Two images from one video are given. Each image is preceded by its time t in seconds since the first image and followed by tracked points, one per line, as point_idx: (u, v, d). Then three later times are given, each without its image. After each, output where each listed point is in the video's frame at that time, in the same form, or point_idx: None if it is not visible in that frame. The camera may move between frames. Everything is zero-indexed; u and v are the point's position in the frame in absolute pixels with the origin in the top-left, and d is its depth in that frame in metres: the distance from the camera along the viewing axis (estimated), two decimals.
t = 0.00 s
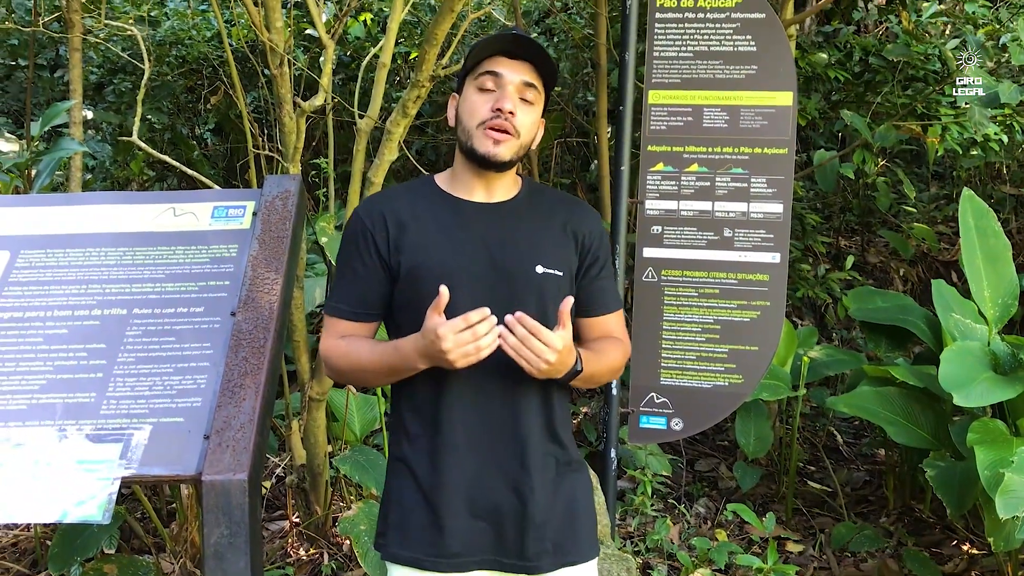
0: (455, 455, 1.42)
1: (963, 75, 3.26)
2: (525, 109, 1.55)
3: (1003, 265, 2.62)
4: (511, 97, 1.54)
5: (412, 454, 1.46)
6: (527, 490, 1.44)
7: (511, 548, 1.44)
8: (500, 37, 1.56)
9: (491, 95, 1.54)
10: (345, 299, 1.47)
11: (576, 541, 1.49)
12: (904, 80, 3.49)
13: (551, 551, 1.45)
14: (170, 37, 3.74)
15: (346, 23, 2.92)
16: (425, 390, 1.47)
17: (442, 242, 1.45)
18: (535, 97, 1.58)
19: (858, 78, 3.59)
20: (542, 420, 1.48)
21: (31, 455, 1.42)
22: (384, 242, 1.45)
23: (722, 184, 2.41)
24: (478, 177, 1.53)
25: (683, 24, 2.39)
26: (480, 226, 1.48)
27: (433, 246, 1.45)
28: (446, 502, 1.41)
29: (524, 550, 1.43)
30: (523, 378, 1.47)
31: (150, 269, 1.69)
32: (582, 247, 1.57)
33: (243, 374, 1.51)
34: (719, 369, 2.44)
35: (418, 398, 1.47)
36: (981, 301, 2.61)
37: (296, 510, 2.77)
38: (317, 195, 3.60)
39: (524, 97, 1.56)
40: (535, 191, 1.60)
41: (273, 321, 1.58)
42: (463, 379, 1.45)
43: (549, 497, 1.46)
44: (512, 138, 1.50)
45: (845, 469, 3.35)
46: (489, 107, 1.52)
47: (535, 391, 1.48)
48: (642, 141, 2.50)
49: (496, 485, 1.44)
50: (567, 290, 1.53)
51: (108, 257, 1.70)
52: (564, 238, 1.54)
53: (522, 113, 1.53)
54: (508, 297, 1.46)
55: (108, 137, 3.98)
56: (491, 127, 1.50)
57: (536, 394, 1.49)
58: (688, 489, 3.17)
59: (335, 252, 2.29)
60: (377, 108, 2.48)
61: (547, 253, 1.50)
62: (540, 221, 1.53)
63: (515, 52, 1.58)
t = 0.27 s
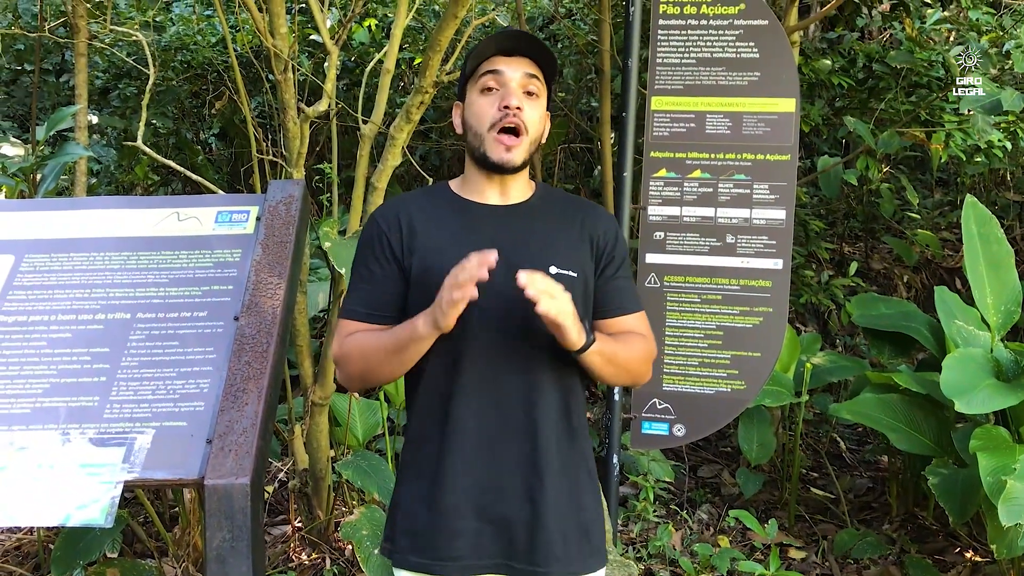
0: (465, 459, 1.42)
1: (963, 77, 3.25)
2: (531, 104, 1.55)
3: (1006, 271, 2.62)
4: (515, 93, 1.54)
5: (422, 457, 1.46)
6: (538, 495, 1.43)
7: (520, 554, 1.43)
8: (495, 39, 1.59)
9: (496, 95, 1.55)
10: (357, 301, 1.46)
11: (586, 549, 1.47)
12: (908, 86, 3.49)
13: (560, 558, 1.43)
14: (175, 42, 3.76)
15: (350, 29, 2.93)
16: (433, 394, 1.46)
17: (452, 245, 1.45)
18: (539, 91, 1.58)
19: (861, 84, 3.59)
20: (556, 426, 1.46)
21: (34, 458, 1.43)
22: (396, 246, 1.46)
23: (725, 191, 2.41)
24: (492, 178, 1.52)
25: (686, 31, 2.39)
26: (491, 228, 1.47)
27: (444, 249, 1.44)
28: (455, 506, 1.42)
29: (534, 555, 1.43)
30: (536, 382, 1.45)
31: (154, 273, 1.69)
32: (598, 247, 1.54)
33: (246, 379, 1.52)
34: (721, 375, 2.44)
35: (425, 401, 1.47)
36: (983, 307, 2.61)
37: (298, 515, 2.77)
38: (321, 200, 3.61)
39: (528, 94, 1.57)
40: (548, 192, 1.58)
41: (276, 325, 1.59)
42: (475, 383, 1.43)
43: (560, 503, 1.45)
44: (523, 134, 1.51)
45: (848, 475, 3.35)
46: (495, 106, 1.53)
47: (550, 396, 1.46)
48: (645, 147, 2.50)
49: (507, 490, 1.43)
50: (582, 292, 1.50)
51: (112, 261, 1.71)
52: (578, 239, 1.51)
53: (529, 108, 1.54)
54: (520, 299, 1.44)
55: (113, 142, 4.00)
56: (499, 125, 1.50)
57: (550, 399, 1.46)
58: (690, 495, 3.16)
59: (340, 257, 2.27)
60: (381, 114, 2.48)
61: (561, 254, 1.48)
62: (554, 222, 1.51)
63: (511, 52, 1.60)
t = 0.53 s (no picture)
0: (475, 458, 1.42)
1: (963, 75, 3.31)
2: (543, 100, 1.53)
3: (1010, 273, 2.62)
4: (527, 89, 1.53)
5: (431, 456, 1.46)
6: (548, 495, 1.42)
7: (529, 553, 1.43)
8: (500, 38, 1.56)
9: (507, 91, 1.53)
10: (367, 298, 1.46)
11: (596, 550, 1.46)
12: (911, 88, 3.48)
13: (570, 558, 1.42)
14: (178, 44, 3.77)
15: (353, 31, 2.94)
16: (441, 391, 1.46)
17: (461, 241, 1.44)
18: (547, 88, 1.57)
19: (864, 86, 3.59)
20: (568, 425, 1.45)
21: (36, 459, 1.43)
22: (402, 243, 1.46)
23: (727, 192, 2.41)
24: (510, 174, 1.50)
25: (688, 33, 2.39)
26: (501, 224, 1.47)
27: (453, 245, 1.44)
28: (465, 504, 1.42)
29: (545, 554, 1.42)
30: (546, 380, 1.44)
31: (157, 275, 1.70)
32: (610, 244, 1.53)
33: (248, 380, 1.52)
34: (724, 377, 2.44)
35: (432, 399, 1.47)
36: (986, 309, 2.61)
37: (301, 516, 2.78)
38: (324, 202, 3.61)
39: (538, 90, 1.55)
40: (559, 190, 1.57)
41: (278, 326, 1.59)
42: (484, 381, 1.43)
43: (570, 503, 1.43)
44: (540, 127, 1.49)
45: (851, 477, 3.34)
46: (510, 103, 1.50)
47: (562, 395, 1.45)
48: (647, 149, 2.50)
49: (517, 488, 1.43)
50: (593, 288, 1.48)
51: (114, 263, 1.71)
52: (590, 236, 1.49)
53: (542, 103, 1.52)
54: (529, 295, 1.43)
55: (117, 143, 4.01)
56: (518, 122, 1.47)
57: (562, 397, 1.45)
58: (693, 497, 3.16)
59: (342, 258, 2.26)
60: (384, 115, 2.49)
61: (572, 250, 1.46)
62: (565, 218, 1.50)
63: (516, 51, 1.58)
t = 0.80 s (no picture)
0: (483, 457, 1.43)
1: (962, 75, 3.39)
2: (559, 100, 1.53)
3: (1014, 273, 2.62)
4: (543, 90, 1.52)
5: (438, 456, 1.46)
6: (556, 495, 1.42)
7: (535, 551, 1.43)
8: (515, 37, 1.53)
9: (523, 93, 1.52)
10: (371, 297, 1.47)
11: (602, 550, 1.46)
12: (915, 87, 3.47)
13: (578, 558, 1.42)
14: (183, 45, 3.77)
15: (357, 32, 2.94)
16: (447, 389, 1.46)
17: (470, 240, 1.44)
18: (561, 87, 1.57)
19: (868, 86, 3.59)
20: (574, 423, 1.45)
21: (41, 459, 1.43)
22: (407, 240, 1.47)
23: (731, 192, 2.41)
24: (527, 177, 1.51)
25: (691, 33, 2.40)
26: (509, 223, 1.47)
27: (461, 244, 1.44)
28: (472, 502, 1.43)
29: (553, 554, 1.42)
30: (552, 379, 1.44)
31: (161, 275, 1.70)
32: (620, 245, 1.53)
33: (253, 380, 1.52)
34: (727, 376, 2.44)
35: (437, 396, 1.47)
36: (990, 309, 2.61)
37: (305, 516, 2.78)
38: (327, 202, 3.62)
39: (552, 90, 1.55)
40: (569, 189, 1.57)
41: (282, 326, 1.60)
42: (491, 381, 1.43)
43: (577, 502, 1.44)
44: (558, 130, 1.49)
45: (855, 477, 3.33)
46: (529, 105, 1.49)
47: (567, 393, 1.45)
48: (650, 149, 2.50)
49: (525, 487, 1.43)
50: (602, 288, 1.48)
51: (119, 263, 1.72)
52: (600, 236, 1.50)
53: (559, 103, 1.52)
54: (537, 294, 1.43)
55: (122, 144, 4.02)
56: (538, 124, 1.47)
57: (568, 395, 1.46)
58: (697, 497, 3.16)
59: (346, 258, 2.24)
60: (387, 115, 2.49)
61: (581, 250, 1.47)
62: (576, 218, 1.50)
63: (530, 50, 1.55)
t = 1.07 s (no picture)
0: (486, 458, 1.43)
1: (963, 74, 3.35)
2: (568, 105, 1.51)
3: (1019, 271, 2.61)
4: (553, 99, 1.49)
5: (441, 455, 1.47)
6: (558, 497, 1.43)
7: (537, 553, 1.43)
8: (524, 42, 1.49)
9: (532, 102, 1.49)
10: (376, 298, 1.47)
11: (604, 550, 1.47)
12: (920, 86, 3.46)
13: (578, 559, 1.43)
14: (188, 45, 3.78)
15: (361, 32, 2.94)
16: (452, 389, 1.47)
17: (476, 242, 1.45)
18: (570, 91, 1.55)
19: (872, 84, 3.58)
20: (577, 424, 1.46)
21: (48, 458, 1.44)
22: (413, 241, 1.47)
23: (735, 191, 2.41)
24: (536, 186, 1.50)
25: (695, 32, 2.39)
26: (515, 225, 1.47)
27: (467, 245, 1.44)
28: (474, 502, 1.44)
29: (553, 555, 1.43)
30: (557, 379, 1.45)
31: (167, 275, 1.71)
32: (628, 248, 1.52)
33: (258, 380, 1.53)
34: (732, 375, 2.45)
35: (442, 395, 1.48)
36: (996, 307, 2.61)
37: (310, 515, 2.79)
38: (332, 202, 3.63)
39: (562, 94, 1.53)
40: (576, 190, 1.56)
41: (287, 326, 1.60)
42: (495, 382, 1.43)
43: (579, 503, 1.45)
44: (568, 139, 1.47)
45: (860, 476, 3.33)
46: (536, 113, 1.47)
47: (570, 393, 1.46)
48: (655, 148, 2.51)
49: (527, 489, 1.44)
50: (608, 291, 1.49)
51: (125, 263, 1.73)
52: (607, 239, 1.50)
53: (568, 109, 1.50)
54: (543, 297, 1.43)
55: (127, 144, 4.03)
56: (546, 134, 1.45)
57: (572, 396, 1.47)
58: (702, 496, 3.16)
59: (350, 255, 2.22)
60: (392, 116, 2.49)
61: (588, 253, 1.47)
62: (583, 221, 1.50)
63: (539, 54, 1.52)
